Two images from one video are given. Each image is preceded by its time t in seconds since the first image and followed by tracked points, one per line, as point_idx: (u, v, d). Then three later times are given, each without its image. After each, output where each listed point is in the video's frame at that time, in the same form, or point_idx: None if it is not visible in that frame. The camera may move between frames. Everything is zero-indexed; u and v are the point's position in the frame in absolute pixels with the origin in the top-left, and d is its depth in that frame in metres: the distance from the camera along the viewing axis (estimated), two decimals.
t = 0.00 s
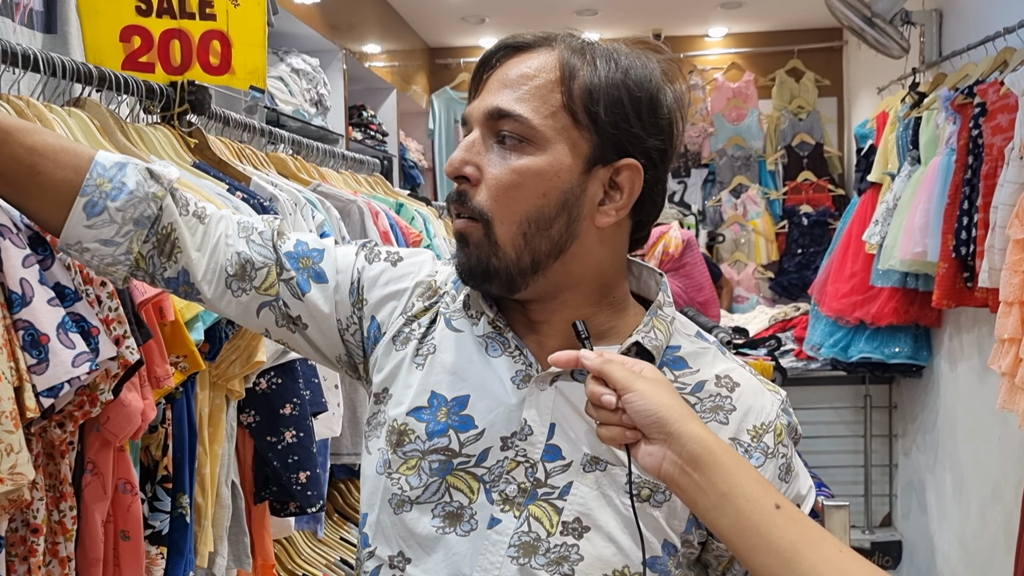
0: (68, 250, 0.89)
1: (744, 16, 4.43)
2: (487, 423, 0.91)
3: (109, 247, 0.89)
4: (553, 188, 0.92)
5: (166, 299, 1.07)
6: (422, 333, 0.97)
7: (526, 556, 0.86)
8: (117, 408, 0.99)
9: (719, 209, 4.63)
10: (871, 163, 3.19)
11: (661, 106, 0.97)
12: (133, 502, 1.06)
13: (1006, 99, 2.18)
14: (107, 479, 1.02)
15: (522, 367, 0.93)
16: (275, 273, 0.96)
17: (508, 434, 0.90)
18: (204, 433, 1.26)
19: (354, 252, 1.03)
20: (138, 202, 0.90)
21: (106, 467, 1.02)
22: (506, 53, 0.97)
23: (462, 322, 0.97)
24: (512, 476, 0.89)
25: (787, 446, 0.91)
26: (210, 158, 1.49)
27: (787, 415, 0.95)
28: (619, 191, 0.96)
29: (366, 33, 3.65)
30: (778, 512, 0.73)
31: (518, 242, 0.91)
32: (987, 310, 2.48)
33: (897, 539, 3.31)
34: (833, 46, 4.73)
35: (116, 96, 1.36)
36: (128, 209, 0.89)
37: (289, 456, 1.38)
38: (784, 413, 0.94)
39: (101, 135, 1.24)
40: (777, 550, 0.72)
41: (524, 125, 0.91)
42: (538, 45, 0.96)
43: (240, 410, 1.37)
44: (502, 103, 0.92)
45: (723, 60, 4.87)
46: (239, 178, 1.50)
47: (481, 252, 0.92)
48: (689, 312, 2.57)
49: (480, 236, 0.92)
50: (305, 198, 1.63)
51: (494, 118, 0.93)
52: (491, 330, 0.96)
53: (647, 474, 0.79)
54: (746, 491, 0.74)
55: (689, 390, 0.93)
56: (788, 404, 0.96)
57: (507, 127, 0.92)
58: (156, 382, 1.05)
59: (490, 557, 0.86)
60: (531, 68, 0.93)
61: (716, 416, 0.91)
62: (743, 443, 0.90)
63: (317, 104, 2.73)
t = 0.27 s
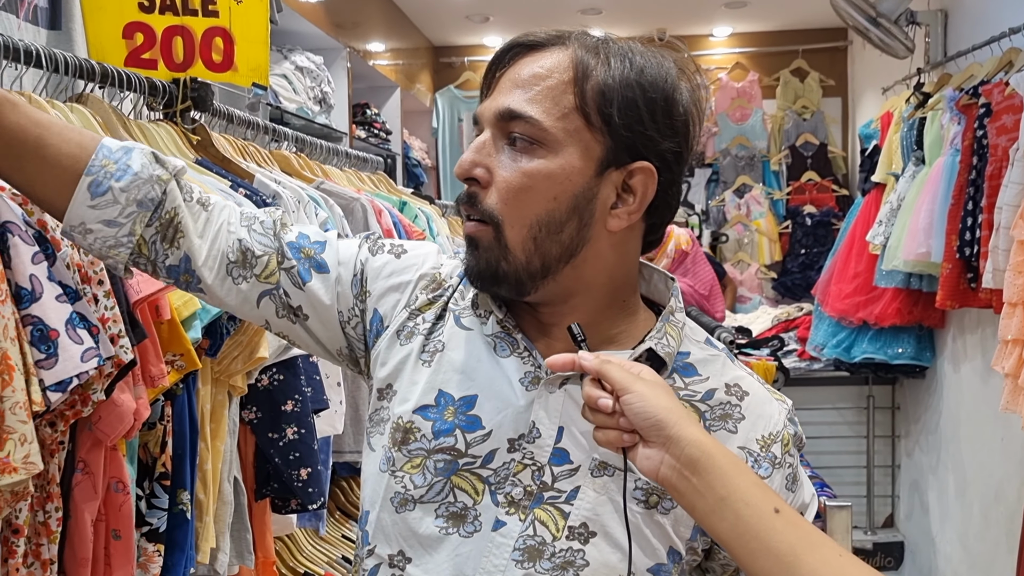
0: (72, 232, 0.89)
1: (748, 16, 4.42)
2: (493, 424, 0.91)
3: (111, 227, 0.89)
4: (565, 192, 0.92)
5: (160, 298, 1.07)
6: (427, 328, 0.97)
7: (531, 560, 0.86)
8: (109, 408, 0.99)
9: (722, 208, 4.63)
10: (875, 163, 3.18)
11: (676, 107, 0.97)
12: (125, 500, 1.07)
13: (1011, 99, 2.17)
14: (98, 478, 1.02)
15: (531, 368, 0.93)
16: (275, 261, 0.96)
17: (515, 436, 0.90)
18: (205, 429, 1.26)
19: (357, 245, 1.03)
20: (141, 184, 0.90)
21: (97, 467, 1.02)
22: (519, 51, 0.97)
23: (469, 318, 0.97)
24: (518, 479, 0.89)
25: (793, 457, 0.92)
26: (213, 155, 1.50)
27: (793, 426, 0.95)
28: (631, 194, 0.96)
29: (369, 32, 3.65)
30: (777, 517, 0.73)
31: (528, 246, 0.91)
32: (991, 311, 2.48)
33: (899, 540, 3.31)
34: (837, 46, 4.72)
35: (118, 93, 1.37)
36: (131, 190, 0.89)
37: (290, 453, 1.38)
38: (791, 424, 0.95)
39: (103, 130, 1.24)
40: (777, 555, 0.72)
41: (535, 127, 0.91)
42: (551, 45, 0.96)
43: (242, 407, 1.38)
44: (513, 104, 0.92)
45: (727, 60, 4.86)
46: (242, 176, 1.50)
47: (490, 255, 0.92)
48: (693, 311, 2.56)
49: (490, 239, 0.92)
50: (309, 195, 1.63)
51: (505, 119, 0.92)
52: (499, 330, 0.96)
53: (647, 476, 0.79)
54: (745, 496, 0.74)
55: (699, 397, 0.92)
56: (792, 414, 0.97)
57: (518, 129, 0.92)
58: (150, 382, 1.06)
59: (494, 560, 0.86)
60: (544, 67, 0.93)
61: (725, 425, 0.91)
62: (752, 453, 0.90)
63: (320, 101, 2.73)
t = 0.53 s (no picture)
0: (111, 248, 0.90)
1: (751, 16, 4.42)
2: (494, 424, 0.91)
3: (150, 245, 0.91)
4: (574, 193, 0.92)
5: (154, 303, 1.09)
6: (422, 325, 0.96)
7: (529, 562, 0.86)
8: (104, 409, 0.99)
9: (724, 208, 4.62)
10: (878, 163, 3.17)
11: (688, 109, 0.96)
12: (115, 502, 1.07)
13: (1014, 100, 2.16)
14: (90, 480, 1.02)
15: (533, 369, 0.93)
16: (271, 266, 0.96)
17: (515, 437, 0.90)
18: (198, 430, 1.27)
19: (351, 253, 1.03)
20: (179, 206, 0.92)
21: (89, 468, 1.02)
22: (532, 50, 0.97)
23: (474, 318, 0.97)
24: (517, 480, 0.89)
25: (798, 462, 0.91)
26: (214, 152, 1.50)
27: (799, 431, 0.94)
28: (641, 197, 0.96)
29: (372, 30, 3.64)
30: (777, 524, 0.73)
31: (536, 247, 0.92)
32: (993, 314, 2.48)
33: (900, 541, 3.30)
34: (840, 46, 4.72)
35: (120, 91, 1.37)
36: (171, 210, 0.92)
37: (288, 453, 1.38)
38: (796, 429, 0.94)
39: (104, 129, 1.24)
40: (777, 563, 0.72)
41: (545, 128, 0.91)
42: (562, 45, 0.95)
43: (239, 407, 1.38)
44: (523, 105, 0.92)
45: (729, 59, 4.86)
46: (242, 173, 1.51)
47: (498, 253, 0.92)
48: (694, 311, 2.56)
49: (499, 238, 0.92)
50: (309, 193, 1.63)
51: (515, 119, 0.93)
52: (504, 330, 0.95)
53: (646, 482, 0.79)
54: (746, 503, 0.74)
55: (703, 401, 0.92)
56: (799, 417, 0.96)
57: (527, 129, 0.92)
58: (142, 385, 1.05)
59: (492, 561, 0.86)
60: (555, 68, 0.92)
61: (729, 429, 0.91)
62: (755, 458, 0.90)
63: (322, 100, 2.73)
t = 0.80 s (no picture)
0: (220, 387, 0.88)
1: (753, 16, 4.42)
2: (489, 417, 0.91)
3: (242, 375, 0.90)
4: (575, 191, 0.92)
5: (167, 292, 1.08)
6: (414, 323, 0.97)
7: (522, 553, 0.86)
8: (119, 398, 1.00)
9: (726, 208, 4.62)
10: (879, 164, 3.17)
11: (690, 108, 0.96)
12: (129, 497, 1.08)
13: (1015, 101, 2.16)
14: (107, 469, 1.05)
15: (530, 363, 0.94)
16: (280, 344, 0.98)
17: (509, 429, 0.91)
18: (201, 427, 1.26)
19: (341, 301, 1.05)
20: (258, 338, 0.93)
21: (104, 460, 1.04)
22: (535, 52, 0.98)
23: (474, 317, 0.99)
24: (511, 472, 0.90)
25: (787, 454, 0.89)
26: (215, 150, 1.52)
27: (796, 429, 0.91)
28: (642, 195, 0.96)
29: (373, 28, 3.64)
30: (778, 522, 0.73)
31: (537, 243, 0.92)
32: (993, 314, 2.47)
33: (899, 542, 3.30)
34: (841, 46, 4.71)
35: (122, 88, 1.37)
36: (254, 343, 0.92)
37: (289, 450, 1.39)
38: (792, 425, 0.90)
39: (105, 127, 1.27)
40: (775, 560, 0.72)
41: (547, 127, 0.92)
42: (565, 46, 0.96)
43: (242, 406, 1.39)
44: (526, 104, 0.93)
45: (731, 59, 4.85)
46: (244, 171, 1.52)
47: (499, 246, 0.93)
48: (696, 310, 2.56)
49: (502, 232, 0.93)
50: (310, 191, 1.63)
51: (518, 119, 0.93)
52: (505, 326, 0.97)
53: (648, 480, 0.79)
54: (744, 500, 0.73)
55: (697, 393, 0.92)
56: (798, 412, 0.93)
57: (530, 129, 0.92)
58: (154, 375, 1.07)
59: (486, 553, 0.86)
60: (557, 68, 0.93)
61: (718, 420, 0.91)
62: (739, 446, 0.89)
63: (323, 98, 2.74)
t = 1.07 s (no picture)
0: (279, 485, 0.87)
1: (753, 15, 4.42)
2: (480, 408, 0.92)
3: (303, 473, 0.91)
4: (578, 192, 0.92)
5: (169, 289, 1.06)
6: (419, 328, 1.00)
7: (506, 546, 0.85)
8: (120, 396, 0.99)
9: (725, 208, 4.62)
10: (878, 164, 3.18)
11: (693, 110, 0.96)
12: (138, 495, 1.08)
13: (1014, 102, 2.16)
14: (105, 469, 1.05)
15: (522, 355, 0.94)
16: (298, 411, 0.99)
17: (500, 421, 0.91)
18: (204, 422, 1.28)
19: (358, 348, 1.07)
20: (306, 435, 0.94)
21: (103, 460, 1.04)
22: (539, 53, 0.98)
23: (471, 314, 1.00)
24: (499, 463, 0.90)
25: (750, 434, 0.87)
26: (213, 147, 1.50)
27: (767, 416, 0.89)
28: (645, 196, 0.96)
29: (372, 26, 3.63)
30: (775, 521, 0.71)
31: (541, 243, 0.92)
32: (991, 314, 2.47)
33: (896, 542, 3.31)
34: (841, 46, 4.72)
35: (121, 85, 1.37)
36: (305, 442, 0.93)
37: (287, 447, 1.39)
38: (763, 410, 0.89)
39: (104, 123, 1.27)
40: (772, 559, 0.69)
41: (551, 128, 0.91)
42: (571, 47, 0.96)
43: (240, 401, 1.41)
44: (531, 105, 0.93)
45: (730, 59, 4.85)
46: (242, 169, 1.51)
47: (506, 250, 0.94)
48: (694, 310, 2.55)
49: (508, 236, 0.94)
50: (308, 189, 1.63)
51: (523, 119, 0.93)
52: (502, 320, 0.98)
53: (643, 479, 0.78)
54: (742, 500, 0.71)
55: (685, 373, 0.94)
56: (780, 404, 0.91)
57: (535, 129, 0.92)
58: (157, 370, 1.05)
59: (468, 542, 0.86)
60: (563, 69, 0.93)
61: (697, 401, 0.92)
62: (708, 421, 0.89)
63: (322, 96, 2.73)
